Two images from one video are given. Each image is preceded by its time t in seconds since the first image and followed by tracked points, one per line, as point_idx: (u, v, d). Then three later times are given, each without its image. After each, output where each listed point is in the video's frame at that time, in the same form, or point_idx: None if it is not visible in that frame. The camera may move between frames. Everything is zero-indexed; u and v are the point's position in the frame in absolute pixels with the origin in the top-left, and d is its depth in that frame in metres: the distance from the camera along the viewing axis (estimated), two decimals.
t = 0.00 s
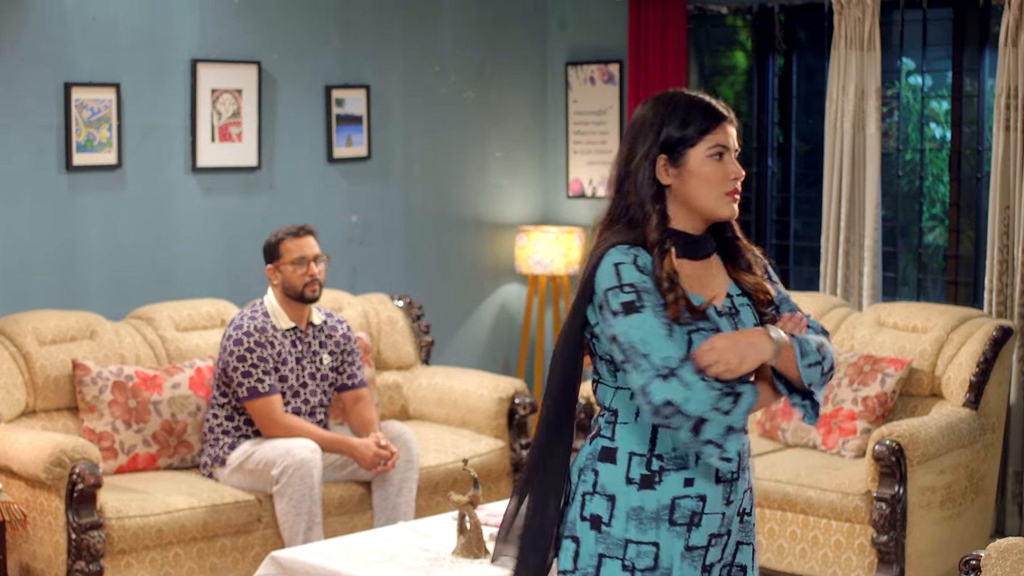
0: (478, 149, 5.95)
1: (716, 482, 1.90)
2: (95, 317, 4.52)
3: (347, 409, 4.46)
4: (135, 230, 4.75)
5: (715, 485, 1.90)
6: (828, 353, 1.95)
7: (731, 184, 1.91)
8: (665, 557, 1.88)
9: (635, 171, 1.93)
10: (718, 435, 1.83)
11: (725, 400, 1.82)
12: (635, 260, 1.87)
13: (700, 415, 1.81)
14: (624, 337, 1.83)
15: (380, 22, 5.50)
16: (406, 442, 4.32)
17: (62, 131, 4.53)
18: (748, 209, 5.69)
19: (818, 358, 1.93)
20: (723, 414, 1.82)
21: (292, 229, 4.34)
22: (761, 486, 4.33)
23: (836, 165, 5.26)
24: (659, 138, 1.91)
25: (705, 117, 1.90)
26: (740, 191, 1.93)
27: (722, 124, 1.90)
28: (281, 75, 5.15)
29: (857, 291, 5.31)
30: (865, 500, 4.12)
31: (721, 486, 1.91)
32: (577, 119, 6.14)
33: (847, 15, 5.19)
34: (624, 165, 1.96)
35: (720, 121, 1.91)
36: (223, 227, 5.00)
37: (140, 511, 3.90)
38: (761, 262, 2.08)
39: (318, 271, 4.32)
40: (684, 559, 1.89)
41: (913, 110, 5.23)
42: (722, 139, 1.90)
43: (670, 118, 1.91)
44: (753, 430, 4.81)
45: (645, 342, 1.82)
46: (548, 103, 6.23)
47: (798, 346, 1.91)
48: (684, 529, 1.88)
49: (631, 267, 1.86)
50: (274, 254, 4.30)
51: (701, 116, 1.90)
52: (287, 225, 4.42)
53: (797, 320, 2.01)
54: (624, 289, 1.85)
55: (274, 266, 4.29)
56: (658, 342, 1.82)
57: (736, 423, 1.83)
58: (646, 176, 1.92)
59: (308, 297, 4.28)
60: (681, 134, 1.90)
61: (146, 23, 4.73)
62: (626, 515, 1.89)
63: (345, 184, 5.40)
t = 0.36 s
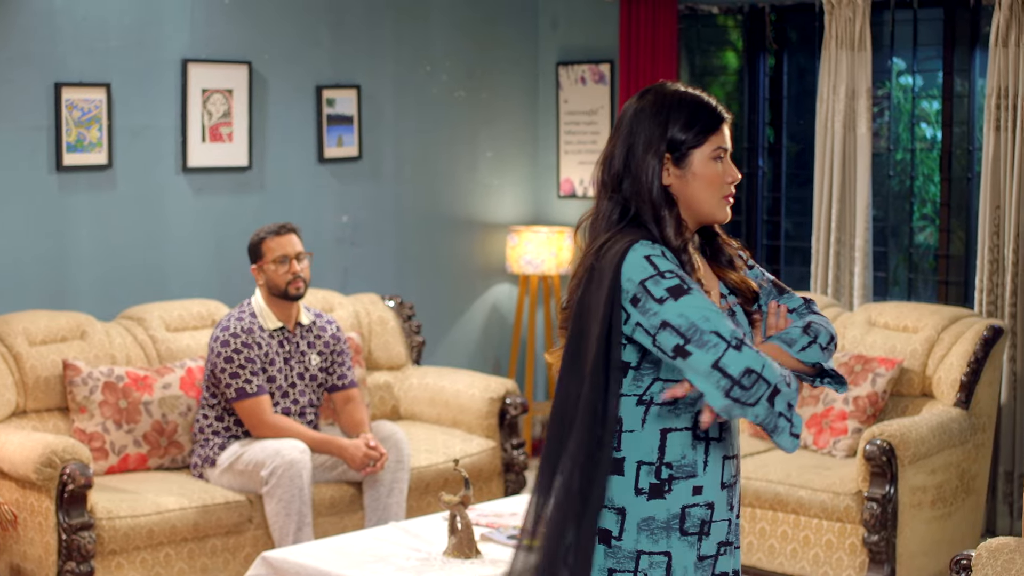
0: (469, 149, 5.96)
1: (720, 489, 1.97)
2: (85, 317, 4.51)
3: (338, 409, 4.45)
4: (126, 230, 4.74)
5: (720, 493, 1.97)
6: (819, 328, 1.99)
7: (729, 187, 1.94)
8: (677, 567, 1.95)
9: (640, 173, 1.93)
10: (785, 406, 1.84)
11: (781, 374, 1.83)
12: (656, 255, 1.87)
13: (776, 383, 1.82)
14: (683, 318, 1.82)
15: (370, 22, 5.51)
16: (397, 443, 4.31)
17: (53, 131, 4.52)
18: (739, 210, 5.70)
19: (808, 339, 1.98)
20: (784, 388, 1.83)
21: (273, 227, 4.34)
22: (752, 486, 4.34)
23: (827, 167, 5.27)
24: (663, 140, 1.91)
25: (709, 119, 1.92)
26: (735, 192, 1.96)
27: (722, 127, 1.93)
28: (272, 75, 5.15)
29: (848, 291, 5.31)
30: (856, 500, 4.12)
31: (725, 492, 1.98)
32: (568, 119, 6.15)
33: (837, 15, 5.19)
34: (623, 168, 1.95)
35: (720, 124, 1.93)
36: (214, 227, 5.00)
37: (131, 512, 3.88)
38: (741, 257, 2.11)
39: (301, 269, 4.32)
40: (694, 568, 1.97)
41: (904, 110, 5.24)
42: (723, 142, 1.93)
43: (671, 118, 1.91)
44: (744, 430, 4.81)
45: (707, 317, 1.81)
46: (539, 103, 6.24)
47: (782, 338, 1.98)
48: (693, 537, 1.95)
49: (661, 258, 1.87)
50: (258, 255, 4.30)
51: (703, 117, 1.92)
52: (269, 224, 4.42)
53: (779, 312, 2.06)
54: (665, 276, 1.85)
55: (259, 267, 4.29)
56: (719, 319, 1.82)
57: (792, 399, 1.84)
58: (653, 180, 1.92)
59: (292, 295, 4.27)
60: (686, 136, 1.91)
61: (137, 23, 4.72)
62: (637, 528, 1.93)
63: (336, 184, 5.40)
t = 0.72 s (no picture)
0: (465, 149, 5.96)
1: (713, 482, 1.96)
2: (80, 317, 4.50)
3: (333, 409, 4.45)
4: (121, 231, 4.74)
5: (712, 486, 1.96)
6: (795, 347, 1.95)
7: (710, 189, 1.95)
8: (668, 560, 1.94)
9: (618, 175, 1.95)
10: (732, 423, 1.87)
11: (733, 391, 1.87)
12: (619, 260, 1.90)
13: (717, 398, 1.85)
14: (629, 328, 1.86)
15: (365, 22, 5.50)
16: (392, 444, 4.31)
17: (48, 131, 4.51)
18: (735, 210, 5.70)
19: (783, 357, 1.93)
20: (734, 405, 1.87)
21: (257, 228, 4.35)
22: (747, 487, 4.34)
23: (823, 168, 5.27)
24: (641, 142, 1.93)
25: (689, 122, 1.93)
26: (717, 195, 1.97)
27: (702, 129, 1.94)
28: (268, 75, 5.14)
29: (843, 291, 5.32)
30: (852, 500, 4.12)
31: (720, 487, 1.96)
32: (564, 119, 6.15)
33: (833, 15, 5.20)
34: (603, 169, 1.98)
35: (701, 127, 1.94)
36: (209, 227, 4.99)
37: (127, 512, 3.87)
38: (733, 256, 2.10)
39: (288, 267, 4.30)
40: (687, 560, 1.95)
41: (899, 110, 5.24)
42: (703, 146, 1.94)
43: (650, 121, 1.93)
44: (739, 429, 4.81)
45: (650, 328, 1.85)
46: (534, 104, 6.24)
47: (752, 358, 1.93)
48: (683, 529, 1.94)
49: (620, 262, 1.90)
50: (244, 257, 4.30)
51: (683, 119, 1.93)
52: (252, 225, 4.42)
53: (766, 328, 2.04)
54: (619, 283, 1.88)
55: (247, 270, 4.29)
56: (668, 328, 1.85)
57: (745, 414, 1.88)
58: (630, 182, 1.94)
59: (281, 293, 4.26)
60: (665, 138, 1.92)
61: (132, 23, 4.72)
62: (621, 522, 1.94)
63: (331, 184, 5.40)
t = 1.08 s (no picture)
0: (467, 149, 5.96)
1: (706, 478, 1.95)
2: (82, 317, 4.49)
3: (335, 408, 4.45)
4: (124, 231, 4.74)
5: (703, 483, 1.95)
6: (790, 365, 1.97)
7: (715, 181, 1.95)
8: (654, 553, 1.95)
9: (617, 177, 1.98)
10: (684, 452, 1.90)
11: (689, 419, 1.88)
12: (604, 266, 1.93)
13: (659, 431, 1.87)
14: (593, 347, 1.92)
15: (367, 22, 5.50)
16: (393, 444, 4.30)
17: (50, 131, 4.51)
18: (737, 210, 5.71)
19: (775, 374, 1.95)
20: (689, 435, 1.89)
21: (249, 230, 4.33)
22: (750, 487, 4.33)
23: (825, 169, 5.27)
24: (637, 144, 1.95)
25: (684, 118, 1.94)
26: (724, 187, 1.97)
27: (699, 123, 1.94)
28: (270, 75, 5.14)
29: (845, 292, 5.32)
30: (854, 501, 4.11)
31: (709, 484, 1.96)
32: (566, 119, 6.15)
33: (835, 15, 5.19)
34: (604, 173, 2.01)
35: (699, 121, 1.95)
36: (211, 227, 4.99)
37: (128, 512, 3.87)
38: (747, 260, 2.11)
39: (282, 268, 4.30)
40: (674, 556, 1.96)
41: (901, 110, 5.23)
42: (703, 139, 1.94)
43: (646, 121, 1.95)
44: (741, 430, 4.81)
45: (609, 352, 1.89)
46: (537, 104, 6.25)
47: (744, 371, 1.94)
48: (669, 525, 1.95)
49: (601, 273, 1.93)
50: (239, 259, 4.30)
51: (678, 116, 1.94)
52: (247, 227, 4.41)
53: (771, 340, 2.04)
54: (593, 297, 1.92)
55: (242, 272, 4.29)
56: (628, 354, 1.88)
57: (701, 443, 1.90)
58: (627, 183, 1.97)
59: (276, 296, 4.27)
60: (661, 137, 1.94)
61: (134, 23, 4.72)
62: (608, 514, 1.96)
63: (333, 184, 5.40)
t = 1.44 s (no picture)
0: (468, 149, 5.96)
1: (702, 473, 1.94)
2: (83, 317, 4.49)
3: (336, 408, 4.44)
4: (124, 230, 4.74)
5: (698, 479, 1.94)
6: (784, 369, 1.97)
7: (718, 185, 1.95)
8: (649, 548, 1.93)
9: (619, 178, 1.98)
10: (679, 452, 1.90)
11: (686, 418, 1.88)
12: (608, 264, 1.93)
13: (656, 431, 1.86)
14: (593, 343, 1.90)
15: (368, 21, 5.50)
16: (394, 443, 4.31)
17: (50, 131, 4.50)
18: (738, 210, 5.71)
19: (771, 377, 1.95)
20: (686, 434, 1.88)
21: (249, 231, 4.33)
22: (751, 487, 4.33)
23: (827, 168, 5.28)
24: (641, 145, 1.95)
25: (689, 122, 1.93)
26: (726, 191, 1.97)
27: (704, 129, 1.93)
28: (270, 75, 5.14)
29: (847, 291, 5.32)
30: (855, 501, 4.10)
31: (704, 481, 1.95)
32: (567, 119, 6.15)
33: (836, 15, 5.19)
34: (607, 172, 2.01)
35: (703, 126, 1.94)
36: (212, 227, 4.99)
37: (129, 512, 3.87)
38: (745, 262, 2.12)
39: (282, 268, 4.30)
40: (669, 551, 1.94)
41: (903, 110, 5.23)
42: (707, 144, 1.93)
43: (651, 124, 1.94)
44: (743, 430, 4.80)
45: (611, 349, 1.88)
46: (538, 104, 6.25)
47: (741, 372, 1.93)
48: (665, 520, 1.93)
49: (604, 270, 1.92)
50: (240, 259, 4.29)
51: (683, 120, 1.93)
52: (246, 226, 4.41)
53: (766, 342, 2.04)
54: (595, 293, 1.91)
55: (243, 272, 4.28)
56: (630, 352, 1.87)
57: (697, 443, 1.90)
58: (629, 184, 1.97)
59: (276, 296, 4.27)
60: (665, 140, 1.93)
61: (134, 23, 4.71)
62: (604, 510, 1.94)
63: (334, 184, 5.40)
